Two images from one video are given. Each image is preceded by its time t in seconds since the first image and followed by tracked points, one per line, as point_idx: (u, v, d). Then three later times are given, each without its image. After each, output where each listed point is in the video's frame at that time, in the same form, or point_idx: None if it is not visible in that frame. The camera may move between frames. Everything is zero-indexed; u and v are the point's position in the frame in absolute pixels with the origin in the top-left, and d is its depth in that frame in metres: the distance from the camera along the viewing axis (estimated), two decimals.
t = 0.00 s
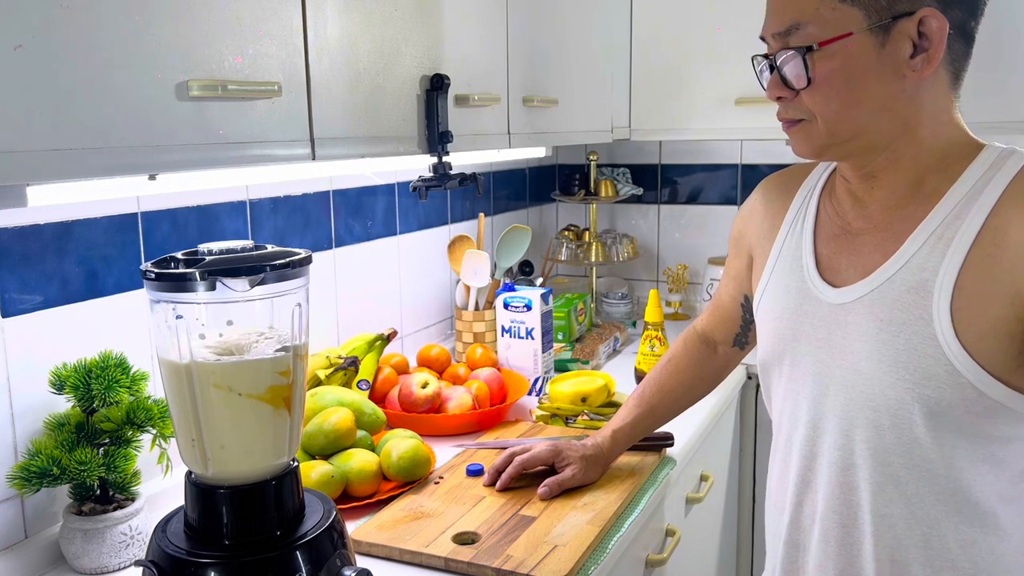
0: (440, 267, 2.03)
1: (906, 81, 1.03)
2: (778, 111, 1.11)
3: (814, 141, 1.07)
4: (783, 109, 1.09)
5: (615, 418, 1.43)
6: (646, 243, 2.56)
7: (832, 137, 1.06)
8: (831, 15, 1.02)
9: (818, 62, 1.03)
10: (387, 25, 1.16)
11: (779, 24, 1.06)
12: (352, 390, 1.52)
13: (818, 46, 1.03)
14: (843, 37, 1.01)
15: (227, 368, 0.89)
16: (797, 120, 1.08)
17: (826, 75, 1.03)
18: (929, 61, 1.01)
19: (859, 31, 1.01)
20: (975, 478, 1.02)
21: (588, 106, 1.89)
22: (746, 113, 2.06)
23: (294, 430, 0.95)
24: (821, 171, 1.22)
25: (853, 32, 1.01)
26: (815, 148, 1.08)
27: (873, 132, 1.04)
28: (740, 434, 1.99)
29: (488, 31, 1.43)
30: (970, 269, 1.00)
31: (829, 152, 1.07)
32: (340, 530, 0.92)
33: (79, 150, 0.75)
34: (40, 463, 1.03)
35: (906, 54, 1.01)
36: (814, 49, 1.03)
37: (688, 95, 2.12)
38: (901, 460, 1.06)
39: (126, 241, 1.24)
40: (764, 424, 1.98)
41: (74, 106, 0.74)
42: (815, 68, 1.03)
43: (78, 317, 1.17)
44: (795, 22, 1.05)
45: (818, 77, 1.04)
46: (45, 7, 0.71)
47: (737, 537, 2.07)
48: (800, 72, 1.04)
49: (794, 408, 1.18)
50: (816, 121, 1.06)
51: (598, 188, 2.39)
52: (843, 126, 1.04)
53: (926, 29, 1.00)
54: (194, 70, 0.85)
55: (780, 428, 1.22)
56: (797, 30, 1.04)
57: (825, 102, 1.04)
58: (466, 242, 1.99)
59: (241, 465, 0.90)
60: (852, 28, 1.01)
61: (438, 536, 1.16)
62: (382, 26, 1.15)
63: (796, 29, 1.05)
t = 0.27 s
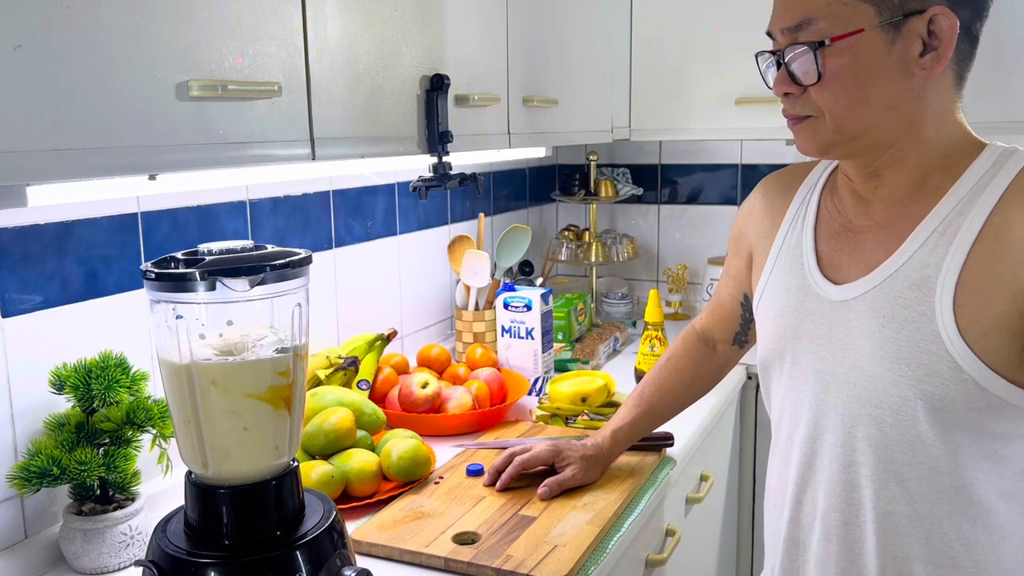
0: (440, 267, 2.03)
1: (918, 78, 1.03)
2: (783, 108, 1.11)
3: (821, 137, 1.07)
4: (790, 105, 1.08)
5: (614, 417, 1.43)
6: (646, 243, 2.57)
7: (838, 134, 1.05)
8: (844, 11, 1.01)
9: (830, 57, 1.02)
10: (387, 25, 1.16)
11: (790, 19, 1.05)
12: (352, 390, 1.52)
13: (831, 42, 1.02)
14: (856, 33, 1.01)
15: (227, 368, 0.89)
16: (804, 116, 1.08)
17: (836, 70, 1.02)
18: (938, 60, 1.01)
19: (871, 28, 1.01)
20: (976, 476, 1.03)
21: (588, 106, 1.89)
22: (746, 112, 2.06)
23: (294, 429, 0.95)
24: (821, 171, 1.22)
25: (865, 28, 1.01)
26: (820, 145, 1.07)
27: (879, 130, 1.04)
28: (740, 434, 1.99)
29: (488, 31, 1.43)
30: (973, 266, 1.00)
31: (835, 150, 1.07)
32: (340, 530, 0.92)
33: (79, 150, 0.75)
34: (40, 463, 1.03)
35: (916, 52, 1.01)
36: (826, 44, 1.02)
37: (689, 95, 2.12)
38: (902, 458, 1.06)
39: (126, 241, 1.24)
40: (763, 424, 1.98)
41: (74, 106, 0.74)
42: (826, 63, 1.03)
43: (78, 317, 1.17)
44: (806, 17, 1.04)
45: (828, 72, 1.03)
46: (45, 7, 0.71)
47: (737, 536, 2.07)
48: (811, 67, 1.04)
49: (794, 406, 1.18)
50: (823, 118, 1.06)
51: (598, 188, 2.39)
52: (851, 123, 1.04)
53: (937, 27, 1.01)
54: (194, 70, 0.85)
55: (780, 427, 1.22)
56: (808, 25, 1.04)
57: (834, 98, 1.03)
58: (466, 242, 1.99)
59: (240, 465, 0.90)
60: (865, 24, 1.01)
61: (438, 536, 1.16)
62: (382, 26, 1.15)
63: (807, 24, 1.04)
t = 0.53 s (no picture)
0: (440, 267, 2.03)
1: (923, 77, 1.03)
2: (787, 103, 1.10)
3: (825, 133, 1.06)
4: (794, 101, 1.08)
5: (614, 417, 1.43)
6: (646, 243, 2.56)
7: (843, 131, 1.05)
8: (853, 5, 1.01)
9: (839, 52, 1.02)
10: (387, 25, 1.16)
11: (798, 13, 1.05)
12: (352, 390, 1.52)
13: (840, 37, 1.02)
14: (866, 28, 1.01)
15: (227, 368, 0.89)
16: (809, 112, 1.07)
17: (844, 66, 1.02)
18: (945, 58, 1.01)
19: (881, 24, 1.00)
20: (976, 476, 1.03)
21: (588, 106, 1.89)
22: (747, 112, 2.06)
23: (294, 429, 0.95)
24: (820, 170, 1.22)
25: (875, 24, 1.00)
26: (825, 141, 1.07)
27: (882, 129, 1.04)
28: (740, 434, 1.99)
29: (488, 31, 1.43)
30: (973, 264, 1.00)
31: (839, 147, 1.07)
32: (340, 530, 0.92)
33: (79, 150, 0.75)
34: (40, 463, 1.03)
35: (923, 50, 1.02)
36: (835, 39, 1.02)
37: (689, 95, 2.12)
38: (902, 457, 1.06)
39: (126, 241, 1.24)
40: (763, 424, 1.98)
41: (74, 106, 0.74)
42: (835, 58, 1.02)
43: (78, 317, 1.17)
44: (814, 13, 1.03)
45: (836, 67, 1.03)
46: (45, 7, 0.71)
47: (737, 536, 2.07)
48: (819, 62, 1.03)
49: (793, 405, 1.18)
50: (828, 114, 1.06)
51: (598, 188, 2.39)
52: (856, 120, 1.04)
53: (944, 26, 1.01)
54: (194, 70, 0.85)
55: (779, 426, 1.22)
56: (816, 20, 1.03)
57: (841, 93, 1.03)
58: (466, 242, 1.99)
59: (240, 465, 0.90)
60: (874, 20, 1.00)
61: (438, 536, 1.16)
62: (382, 26, 1.15)
63: (815, 19, 1.03)
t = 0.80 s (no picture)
0: (440, 267, 2.03)
1: (923, 77, 1.03)
2: (786, 103, 1.10)
3: (825, 133, 1.06)
4: (794, 101, 1.08)
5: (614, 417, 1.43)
6: (646, 243, 2.56)
7: (843, 131, 1.05)
8: (853, 5, 1.01)
9: (838, 52, 1.02)
10: (387, 25, 1.16)
11: (798, 13, 1.05)
12: (352, 390, 1.52)
13: (839, 36, 1.02)
14: (865, 28, 1.01)
15: (227, 368, 0.89)
16: (808, 112, 1.07)
17: (843, 66, 1.02)
18: (945, 57, 1.01)
19: (880, 23, 1.00)
20: (976, 475, 1.03)
21: (588, 105, 1.89)
22: (746, 112, 2.06)
23: (294, 429, 0.95)
24: (820, 170, 1.22)
25: (874, 24, 1.00)
26: (825, 141, 1.07)
27: (882, 129, 1.04)
28: (740, 434, 1.99)
29: (488, 31, 1.43)
30: (973, 264, 1.00)
31: (839, 147, 1.07)
32: (340, 530, 0.92)
33: (79, 150, 0.75)
34: (40, 463, 1.03)
35: (922, 50, 1.02)
36: (835, 39, 1.02)
37: (689, 95, 2.12)
38: (902, 457, 1.06)
39: (126, 241, 1.24)
40: (763, 424, 1.98)
41: (74, 106, 0.74)
42: (834, 58, 1.02)
43: (78, 317, 1.17)
44: (814, 13, 1.03)
45: (836, 67, 1.03)
46: (44, 7, 0.71)
47: (737, 536, 2.07)
48: (818, 62, 1.03)
49: (793, 405, 1.18)
50: (828, 113, 1.05)
51: (598, 188, 2.39)
52: (856, 119, 1.04)
53: (943, 26, 1.01)
54: (194, 69, 0.85)
55: (779, 426, 1.23)
56: (816, 20, 1.03)
57: (841, 93, 1.03)
58: (466, 242, 1.99)
59: (240, 465, 0.90)
60: (873, 20, 1.00)
61: (438, 536, 1.16)
62: (382, 26, 1.15)
63: (814, 19, 1.03)
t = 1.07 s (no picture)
0: (440, 267, 2.03)
1: (922, 76, 1.03)
2: (786, 103, 1.10)
3: (825, 132, 1.06)
4: (793, 100, 1.08)
5: (613, 418, 1.43)
6: (646, 243, 2.56)
7: (843, 130, 1.05)
8: (854, 5, 1.01)
9: (839, 51, 1.02)
10: (387, 25, 1.16)
11: (799, 12, 1.05)
12: (352, 390, 1.52)
13: (840, 36, 1.02)
14: (865, 27, 1.01)
15: (227, 368, 0.89)
16: (808, 112, 1.07)
17: (843, 66, 1.02)
18: (945, 57, 1.01)
19: (881, 23, 1.00)
20: (976, 475, 1.03)
21: (588, 105, 1.89)
22: (746, 112, 2.06)
23: (294, 429, 0.95)
24: (820, 171, 1.22)
25: (875, 23, 1.00)
26: (824, 141, 1.07)
27: (881, 128, 1.04)
28: (740, 434, 1.99)
29: (488, 32, 1.43)
30: (972, 264, 1.00)
31: (839, 146, 1.07)
32: (340, 530, 0.92)
33: (78, 150, 0.75)
34: (40, 463, 1.03)
35: (923, 49, 1.02)
36: (835, 38, 1.02)
37: (689, 95, 2.12)
38: (902, 457, 1.06)
39: (126, 241, 1.24)
40: (763, 424, 1.98)
41: (75, 106, 0.74)
42: (834, 57, 1.02)
43: (78, 317, 1.17)
44: (814, 11, 1.03)
45: (836, 66, 1.03)
46: (44, 7, 0.71)
47: (737, 536, 2.07)
48: (818, 61, 1.03)
49: (793, 405, 1.18)
50: (828, 113, 1.05)
51: (598, 188, 2.39)
52: (856, 119, 1.04)
53: (944, 26, 1.01)
54: (194, 70, 0.85)
55: (778, 426, 1.22)
56: (816, 19, 1.03)
57: (841, 93, 1.03)
58: (466, 242, 1.99)
59: (239, 465, 0.90)
60: (873, 19, 1.00)
61: (438, 536, 1.16)
62: (382, 26, 1.15)
63: (815, 18, 1.03)
